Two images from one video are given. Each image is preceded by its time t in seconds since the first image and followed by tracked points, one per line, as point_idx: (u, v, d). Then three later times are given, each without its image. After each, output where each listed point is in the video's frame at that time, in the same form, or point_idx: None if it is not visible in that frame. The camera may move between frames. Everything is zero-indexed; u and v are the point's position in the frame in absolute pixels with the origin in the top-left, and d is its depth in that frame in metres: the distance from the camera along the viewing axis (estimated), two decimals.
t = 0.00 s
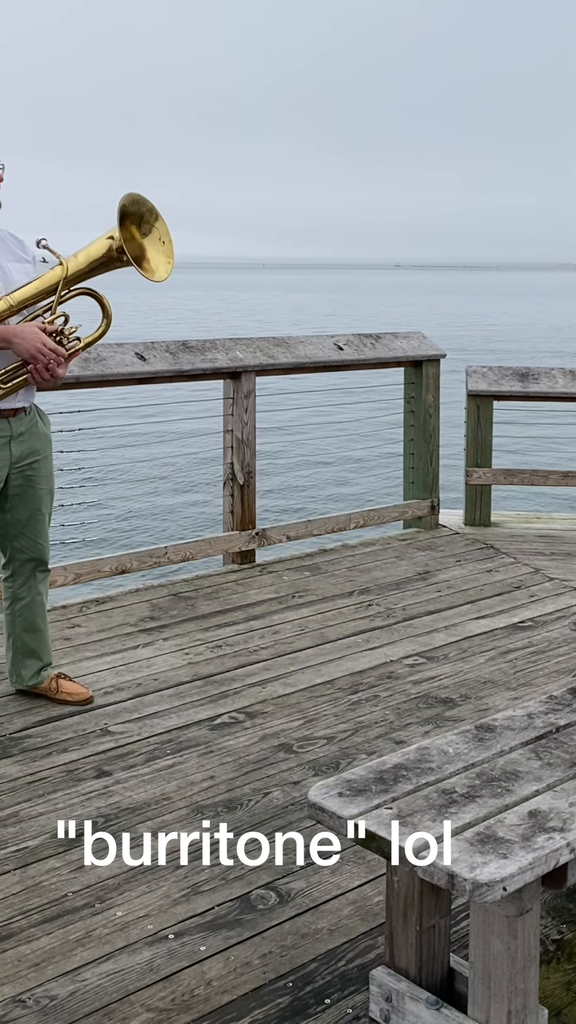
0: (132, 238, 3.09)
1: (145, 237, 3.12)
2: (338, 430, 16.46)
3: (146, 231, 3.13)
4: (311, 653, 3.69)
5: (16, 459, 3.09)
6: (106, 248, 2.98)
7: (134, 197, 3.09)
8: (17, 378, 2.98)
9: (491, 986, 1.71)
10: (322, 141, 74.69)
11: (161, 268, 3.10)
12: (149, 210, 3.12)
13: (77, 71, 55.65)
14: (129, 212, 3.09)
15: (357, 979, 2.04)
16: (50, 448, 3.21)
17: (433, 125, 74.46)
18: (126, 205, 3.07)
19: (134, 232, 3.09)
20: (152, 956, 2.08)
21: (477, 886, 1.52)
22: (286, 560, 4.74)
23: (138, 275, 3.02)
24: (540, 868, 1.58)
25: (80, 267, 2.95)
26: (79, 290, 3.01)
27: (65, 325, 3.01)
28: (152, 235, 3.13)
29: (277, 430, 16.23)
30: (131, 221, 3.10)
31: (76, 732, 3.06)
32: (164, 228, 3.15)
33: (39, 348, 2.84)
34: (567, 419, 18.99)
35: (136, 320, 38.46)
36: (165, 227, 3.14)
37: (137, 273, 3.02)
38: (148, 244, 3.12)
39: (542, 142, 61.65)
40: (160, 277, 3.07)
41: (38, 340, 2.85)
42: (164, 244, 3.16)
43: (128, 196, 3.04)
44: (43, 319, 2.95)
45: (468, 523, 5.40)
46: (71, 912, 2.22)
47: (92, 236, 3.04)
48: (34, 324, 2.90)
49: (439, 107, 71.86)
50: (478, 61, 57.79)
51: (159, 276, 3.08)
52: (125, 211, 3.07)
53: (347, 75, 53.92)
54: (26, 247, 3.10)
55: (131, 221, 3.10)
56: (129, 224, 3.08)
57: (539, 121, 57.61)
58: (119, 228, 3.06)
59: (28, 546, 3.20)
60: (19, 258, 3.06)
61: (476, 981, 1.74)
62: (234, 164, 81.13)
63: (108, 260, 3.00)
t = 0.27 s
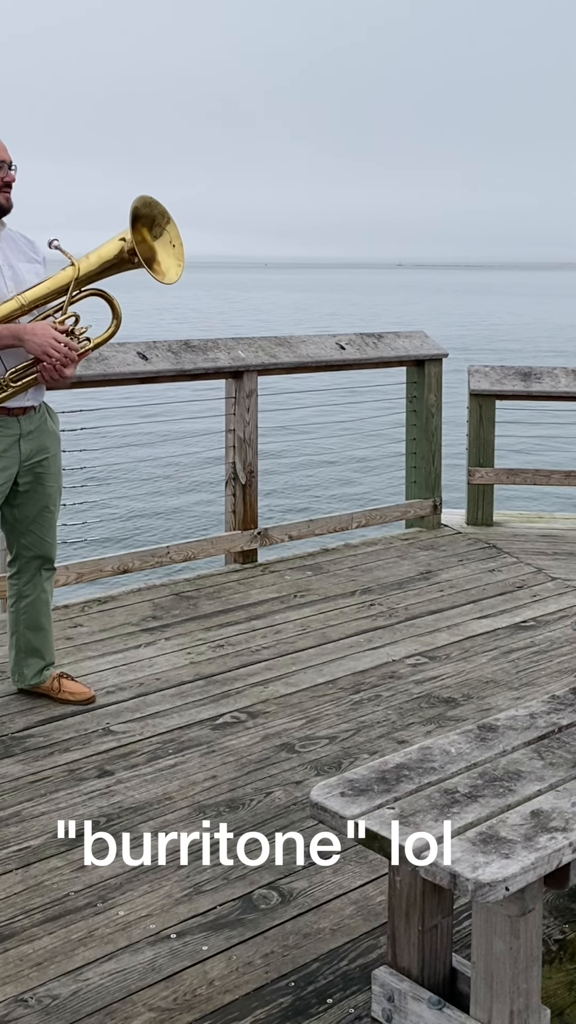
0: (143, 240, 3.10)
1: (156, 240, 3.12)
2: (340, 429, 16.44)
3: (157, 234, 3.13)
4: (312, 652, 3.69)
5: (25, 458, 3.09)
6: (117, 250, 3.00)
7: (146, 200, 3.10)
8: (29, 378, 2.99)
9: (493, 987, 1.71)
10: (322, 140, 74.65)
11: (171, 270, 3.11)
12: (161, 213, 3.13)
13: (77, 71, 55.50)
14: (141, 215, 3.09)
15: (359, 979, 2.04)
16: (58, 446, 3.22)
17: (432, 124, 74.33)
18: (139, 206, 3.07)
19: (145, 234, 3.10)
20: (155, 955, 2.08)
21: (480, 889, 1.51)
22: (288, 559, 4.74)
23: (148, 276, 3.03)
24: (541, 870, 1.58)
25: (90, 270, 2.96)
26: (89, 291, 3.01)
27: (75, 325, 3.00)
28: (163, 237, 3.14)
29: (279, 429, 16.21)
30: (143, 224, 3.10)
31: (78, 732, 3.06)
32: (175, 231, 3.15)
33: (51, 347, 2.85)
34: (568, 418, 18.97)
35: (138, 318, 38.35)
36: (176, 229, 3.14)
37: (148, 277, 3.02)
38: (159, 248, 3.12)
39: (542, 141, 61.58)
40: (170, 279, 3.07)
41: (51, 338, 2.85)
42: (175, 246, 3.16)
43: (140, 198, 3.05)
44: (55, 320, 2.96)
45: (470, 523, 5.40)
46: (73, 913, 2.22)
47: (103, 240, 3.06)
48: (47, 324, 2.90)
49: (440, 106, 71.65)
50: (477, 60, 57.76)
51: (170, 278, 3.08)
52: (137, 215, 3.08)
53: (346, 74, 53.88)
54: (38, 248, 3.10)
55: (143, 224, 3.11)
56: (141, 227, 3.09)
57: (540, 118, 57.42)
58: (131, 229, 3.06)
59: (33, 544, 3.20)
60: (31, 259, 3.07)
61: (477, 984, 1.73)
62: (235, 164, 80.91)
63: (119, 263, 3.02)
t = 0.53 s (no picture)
0: (154, 244, 3.14)
1: (166, 244, 3.16)
2: (341, 429, 16.42)
3: (167, 237, 3.17)
4: (314, 652, 3.69)
5: (33, 455, 3.09)
6: (128, 252, 3.04)
7: (158, 203, 3.15)
8: (37, 377, 2.99)
9: (496, 987, 1.71)
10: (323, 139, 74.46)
11: (180, 273, 3.15)
12: (172, 215, 3.17)
13: (77, 69, 55.21)
14: (153, 218, 3.14)
15: (361, 979, 2.04)
16: (66, 444, 3.22)
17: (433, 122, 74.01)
18: (151, 210, 3.12)
19: (156, 237, 3.14)
20: (157, 954, 2.08)
21: (481, 888, 1.51)
22: (290, 559, 4.73)
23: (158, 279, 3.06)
24: (544, 868, 1.58)
25: (101, 270, 2.98)
26: (99, 292, 3.04)
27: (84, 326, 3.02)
28: (173, 241, 3.18)
29: (280, 428, 16.17)
30: (155, 226, 3.15)
31: (80, 731, 3.06)
32: (184, 235, 3.19)
33: (61, 346, 2.85)
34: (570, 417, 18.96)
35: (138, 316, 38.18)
36: (186, 233, 3.18)
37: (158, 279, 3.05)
38: (168, 251, 3.16)
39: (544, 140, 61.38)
40: (180, 281, 3.11)
41: (62, 336, 2.85)
42: (185, 249, 3.20)
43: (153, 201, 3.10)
44: (65, 319, 2.97)
45: (472, 521, 5.40)
46: (75, 912, 2.21)
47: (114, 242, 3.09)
48: (57, 324, 2.91)
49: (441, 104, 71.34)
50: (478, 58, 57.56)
51: (181, 281, 3.13)
52: (150, 217, 3.13)
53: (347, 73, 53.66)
54: (49, 249, 3.13)
55: (154, 227, 3.15)
56: (151, 231, 3.14)
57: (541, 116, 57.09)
58: (142, 232, 3.11)
59: (38, 541, 3.20)
60: (42, 260, 3.09)
61: (480, 983, 1.73)
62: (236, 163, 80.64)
63: (129, 264, 3.05)
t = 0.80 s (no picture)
0: (166, 247, 3.16)
1: (178, 246, 3.19)
2: (342, 428, 16.41)
3: (178, 240, 3.19)
4: (316, 651, 3.70)
5: (41, 452, 3.09)
6: (139, 254, 3.06)
7: (169, 206, 3.15)
8: (45, 377, 3.00)
9: (497, 987, 1.71)
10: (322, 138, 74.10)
11: (190, 278, 3.18)
12: (182, 219, 3.19)
13: (76, 67, 55.01)
14: (164, 224, 3.15)
15: (363, 977, 2.04)
16: (77, 443, 3.22)
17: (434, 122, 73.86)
18: (161, 215, 3.14)
19: (168, 242, 3.16)
20: (158, 953, 2.08)
21: (483, 887, 1.51)
22: (292, 557, 4.74)
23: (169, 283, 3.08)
24: (545, 868, 1.58)
25: (111, 272, 3.00)
26: (110, 294, 3.05)
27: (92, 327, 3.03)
28: (183, 244, 3.20)
29: (281, 427, 16.16)
30: (166, 229, 3.16)
31: (81, 730, 3.06)
32: (196, 238, 3.21)
33: (70, 346, 2.86)
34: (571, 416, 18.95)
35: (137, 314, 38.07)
36: (198, 237, 3.19)
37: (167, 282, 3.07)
38: (178, 256, 3.18)
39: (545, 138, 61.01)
40: (192, 289, 3.14)
41: (71, 335, 2.86)
42: (196, 255, 3.22)
43: (164, 205, 3.10)
44: (74, 320, 2.99)
45: (474, 521, 5.39)
46: (75, 910, 2.22)
47: (125, 245, 3.11)
48: (65, 323, 2.92)
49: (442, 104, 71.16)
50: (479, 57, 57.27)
51: (190, 284, 3.15)
52: (161, 222, 3.15)
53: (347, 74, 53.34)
54: (59, 251, 3.13)
55: (165, 231, 3.17)
56: (162, 234, 3.15)
57: (541, 115, 56.94)
58: (152, 237, 3.12)
59: (42, 539, 3.21)
60: (52, 260, 3.10)
61: (481, 982, 1.73)
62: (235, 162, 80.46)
63: (138, 266, 3.07)
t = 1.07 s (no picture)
0: (175, 248, 3.16)
1: (187, 249, 3.18)
2: (344, 427, 16.42)
3: (187, 243, 3.19)
4: (318, 650, 3.69)
5: (48, 451, 3.10)
6: (147, 258, 3.05)
7: (177, 210, 3.15)
8: (52, 376, 2.99)
9: (497, 986, 1.71)
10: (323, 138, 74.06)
11: (198, 279, 3.17)
12: (192, 222, 3.19)
13: (77, 67, 55.07)
14: (173, 226, 3.15)
15: (364, 978, 2.04)
16: (83, 440, 3.22)
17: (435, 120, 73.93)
18: (171, 217, 3.13)
19: (177, 243, 3.15)
20: (159, 952, 2.08)
21: (485, 886, 1.51)
22: (293, 556, 4.73)
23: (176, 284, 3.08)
24: (547, 870, 1.58)
25: (117, 274, 2.99)
26: (117, 294, 3.05)
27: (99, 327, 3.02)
28: (192, 248, 3.20)
29: (283, 426, 16.15)
30: (175, 231, 3.15)
31: (83, 729, 3.06)
32: (203, 239, 3.20)
33: (78, 346, 2.86)
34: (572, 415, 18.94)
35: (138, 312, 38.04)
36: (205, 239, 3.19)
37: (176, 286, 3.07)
38: (187, 256, 3.17)
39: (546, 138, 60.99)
40: (199, 290, 3.13)
41: (79, 335, 2.86)
42: (204, 256, 3.21)
43: (173, 207, 3.10)
44: (83, 320, 2.99)
45: (475, 520, 5.39)
46: (77, 910, 2.22)
47: (135, 247, 3.11)
48: (73, 324, 2.91)
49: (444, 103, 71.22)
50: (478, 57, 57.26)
51: (198, 286, 3.15)
52: (170, 224, 3.14)
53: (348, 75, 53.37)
54: (69, 252, 3.13)
55: (174, 232, 3.16)
56: (170, 237, 3.14)
57: (543, 114, 57.01)
58: (161, 239, 3.12)
59: (46, 536, 3.22)
60: (62, 261, 3.10)
61: (484, 981, 1.73)
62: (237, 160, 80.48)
63: (148, 270, 3.06)
